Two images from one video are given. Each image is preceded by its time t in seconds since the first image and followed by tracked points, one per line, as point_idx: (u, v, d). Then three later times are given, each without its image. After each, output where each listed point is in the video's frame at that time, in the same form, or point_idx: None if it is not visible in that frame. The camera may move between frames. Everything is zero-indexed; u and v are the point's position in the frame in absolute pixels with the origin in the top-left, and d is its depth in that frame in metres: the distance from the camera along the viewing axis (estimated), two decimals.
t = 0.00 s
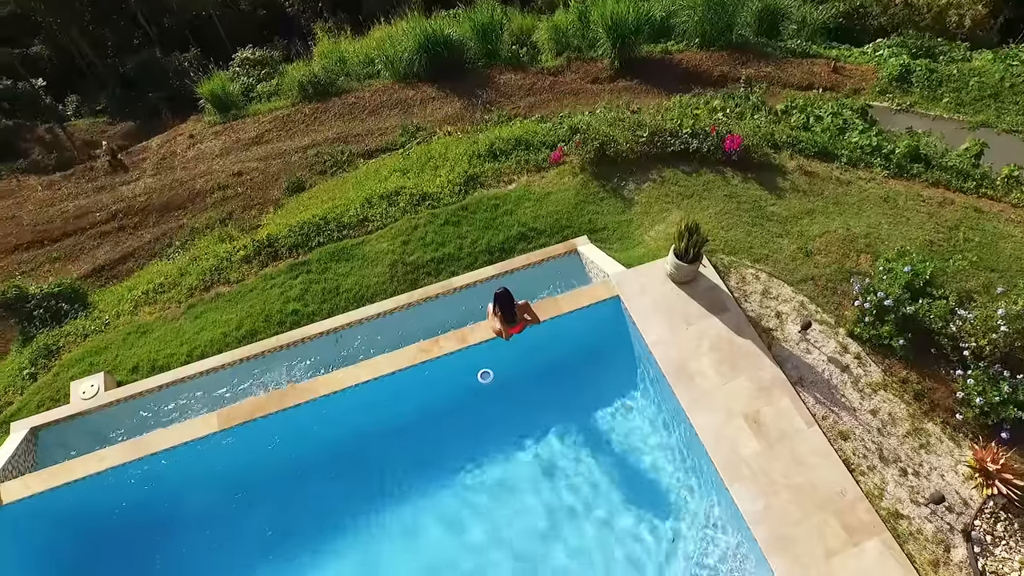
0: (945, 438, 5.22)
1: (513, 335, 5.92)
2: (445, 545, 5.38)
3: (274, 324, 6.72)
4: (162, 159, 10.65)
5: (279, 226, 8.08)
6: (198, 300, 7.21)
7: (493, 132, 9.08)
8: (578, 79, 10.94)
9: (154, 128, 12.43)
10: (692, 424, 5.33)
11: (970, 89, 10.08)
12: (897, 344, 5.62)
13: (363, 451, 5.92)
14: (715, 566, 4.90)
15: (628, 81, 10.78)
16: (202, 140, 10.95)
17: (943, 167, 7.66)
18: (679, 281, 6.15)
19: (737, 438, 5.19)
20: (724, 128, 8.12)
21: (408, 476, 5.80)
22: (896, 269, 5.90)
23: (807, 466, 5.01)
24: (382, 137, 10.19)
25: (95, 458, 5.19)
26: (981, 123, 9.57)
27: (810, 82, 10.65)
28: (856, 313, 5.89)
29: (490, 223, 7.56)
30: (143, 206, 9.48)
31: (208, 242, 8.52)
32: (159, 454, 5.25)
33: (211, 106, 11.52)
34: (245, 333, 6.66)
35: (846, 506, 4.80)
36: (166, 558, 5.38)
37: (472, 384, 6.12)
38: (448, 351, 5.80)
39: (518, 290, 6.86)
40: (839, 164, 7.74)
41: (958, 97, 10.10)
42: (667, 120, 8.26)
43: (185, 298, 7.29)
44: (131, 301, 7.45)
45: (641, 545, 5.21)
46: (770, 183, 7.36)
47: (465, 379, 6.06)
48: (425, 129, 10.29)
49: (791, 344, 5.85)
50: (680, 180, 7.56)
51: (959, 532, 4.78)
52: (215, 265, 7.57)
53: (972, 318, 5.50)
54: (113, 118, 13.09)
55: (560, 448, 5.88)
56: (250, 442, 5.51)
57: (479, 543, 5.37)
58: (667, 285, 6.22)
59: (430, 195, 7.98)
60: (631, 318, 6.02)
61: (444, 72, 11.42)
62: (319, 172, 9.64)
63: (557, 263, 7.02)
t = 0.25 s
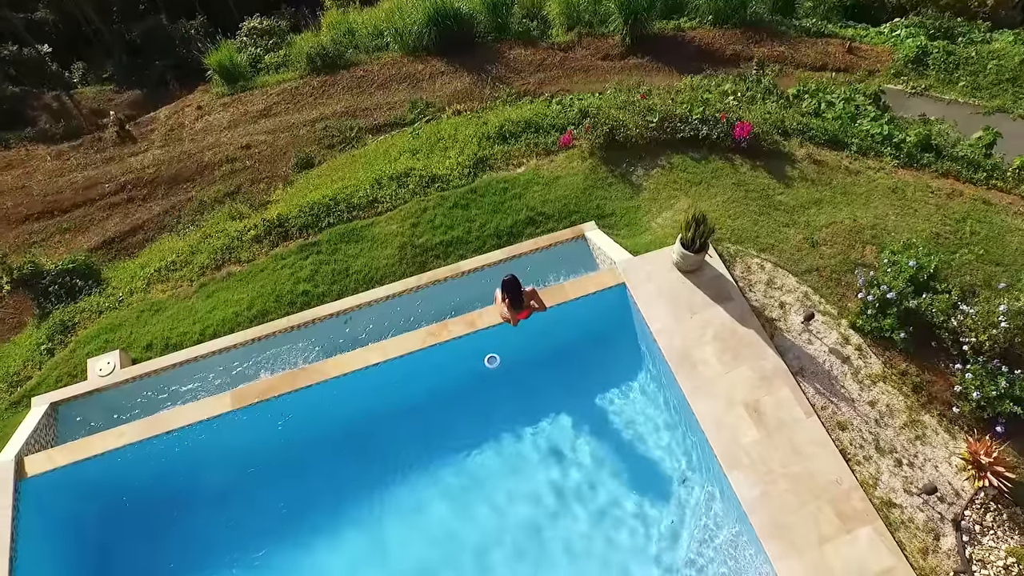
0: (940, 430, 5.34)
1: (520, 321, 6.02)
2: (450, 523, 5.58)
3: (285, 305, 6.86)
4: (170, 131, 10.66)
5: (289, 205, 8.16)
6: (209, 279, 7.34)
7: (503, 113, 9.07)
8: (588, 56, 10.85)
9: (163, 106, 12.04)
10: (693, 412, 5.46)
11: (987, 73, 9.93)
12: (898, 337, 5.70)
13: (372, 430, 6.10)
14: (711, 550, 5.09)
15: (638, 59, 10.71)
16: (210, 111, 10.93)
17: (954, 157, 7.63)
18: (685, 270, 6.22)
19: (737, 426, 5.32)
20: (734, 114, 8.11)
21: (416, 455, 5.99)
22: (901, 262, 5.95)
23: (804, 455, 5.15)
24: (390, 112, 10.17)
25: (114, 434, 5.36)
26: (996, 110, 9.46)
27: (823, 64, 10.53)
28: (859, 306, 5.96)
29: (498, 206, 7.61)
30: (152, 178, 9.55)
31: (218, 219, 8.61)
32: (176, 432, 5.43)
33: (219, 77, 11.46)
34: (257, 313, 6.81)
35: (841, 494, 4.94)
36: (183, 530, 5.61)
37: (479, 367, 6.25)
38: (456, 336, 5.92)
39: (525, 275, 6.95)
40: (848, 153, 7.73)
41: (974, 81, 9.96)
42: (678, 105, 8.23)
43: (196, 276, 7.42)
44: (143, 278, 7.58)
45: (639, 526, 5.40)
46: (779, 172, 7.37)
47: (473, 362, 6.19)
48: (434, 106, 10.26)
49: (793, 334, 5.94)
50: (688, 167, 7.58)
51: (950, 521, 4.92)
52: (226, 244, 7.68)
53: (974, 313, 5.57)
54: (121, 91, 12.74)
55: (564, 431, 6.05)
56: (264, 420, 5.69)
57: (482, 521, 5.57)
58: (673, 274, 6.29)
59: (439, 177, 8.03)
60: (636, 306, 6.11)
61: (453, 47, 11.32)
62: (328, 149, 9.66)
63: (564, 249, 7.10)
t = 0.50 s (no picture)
0: (935, 421, 5.47)
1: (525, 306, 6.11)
2: (454, 499, 5.79)
3: (294, 285, 6.99)
4: (177, 101, 10.49)
5: (298, 184, 8.21)
6: (219, 258, 7.44)
7: (511, 94, 9.03)
8: (598, 32, 10.73)
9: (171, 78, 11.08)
10: (693, 398, 5.58)
11: (1004, 55, 9.78)
12: (898, 328, 5.80)
13: (380, 408, 6.26)
14: (706, 532, 5.29)
15: (649, 35, 10.61)
16: (217, 83, 10.73)
17: (963, 146, 7.60)
18: (690, 257, 6.28)
19: (737, 413, 5.44)
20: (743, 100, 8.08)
21: (422, 433, 6.16)
22: (904, 254, 6.00)
23: (800, 442, 5.29)
24: (397, 86, 10.12)
25: (130, 411, 5.53)
26: (1009, 96, 9.37)
27: (836, 44, 10.39)
28: (860, 296, 6.04)
29: (505, 189, 7.66)
30: (159, 149, 9.53)
31: (227, 196, 8.65)
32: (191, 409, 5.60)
33: (225, 48, 11.14)
34: (267, 293, 6.94)
35: (835, 481, 5.09)
36: (198, 504, 5.82)
37: (485, 349, 6.38)
38: (463, 320, 6.04)
39: (532, 258, 7.03)
40: (857, 141, 7.71)
41: (990, 64, 9.82)
42: (687, 89, 8.20)
43: (207, 255, 7.53)
44: (154, 256, 7.69)
45: (637, 506, 5.59)
46: (786, 160, 7.38)
47: (479, 344, 6.32)
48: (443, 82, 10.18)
49: (794, 323, 6.04)
50: (696, 153, 7.59)
51: (939, 509, 5.08)
52: (235, 222, 7.76)
53: (974, 307, 5.65)
54: (126, 59, 11.68)
55: (567, 413, 6.20)
56: (275, 398, 5.85)
57: (485, 498, 5.77)
58: (677, 261, 6.36)
59: (447, 159, 8.06)
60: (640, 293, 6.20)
61: (462, 20, 11.16)
62: (336, 126, 9.66)
63: (571, 232, 7.15)
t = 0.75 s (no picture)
0: (930, 410, 5.60)
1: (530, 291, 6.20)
2: (459, 477, 5.97)
3: (302, 266, 7.09)
4: (182, 72, 10.34)
5: (306, 163, 8.25)
6: (229, 237, 7.54)
7: (520, 74, 8.99)
8: (608, 7, 10.57)
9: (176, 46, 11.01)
10: (694, 384, 5.70)
11: (1023, 37, 9.61)
12: (898, 319, 5.89)
13: (387, 387, 6.41)
14: (703, 513, 5.48)
15: (660, 12, 10.47)
16: (222, 54, 10.56)
17: (972, 135, 7.57)
18: (694, 245, 6.34)
19: (736, 400, 5.57)
20: (753, 85, 8.05)
21: (428, 412, 6.32)
22: (907, 245, 6.05)
23: (797, 430, 5.42)
24: (405, 61, 10.04)
25: (144, 388, 5.69)
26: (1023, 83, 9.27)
27: (850, 24, 10.24)
28: (862, 287, 6.11)
29: (512, 172, 7.69)
30: (165, 120, 9.52)
31: (234, 172, 8.68)
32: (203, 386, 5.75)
33: (230, 18, 10.92)
34: (276, 273, 7.05)
35: (829, 468, 5.24)
36: (210, 476, 6.00)
37: (491, 331, 6.50)
38: (469, 304, 6.14)
39: (538, 243, 7.10)
40: (866, 128, 7.69)
41: (1006, 48, 9.67)
42: (696, 73, 8.16)
43: (216, 233, 7.62)
44: (164, 234, 7.78)
45: (636, 487, 5.77)
46: (794, 147, 7.39)
47: (485, 326, 6.44)
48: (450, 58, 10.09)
49: (796, 312, 6.13)
50: (703, 139, 7.60)
51: (930, 496, 5.23)
52: (244, 201, 7.83)
53: (973, 300, 5.73)
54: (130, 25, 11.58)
55: (570, 394, 6.34)
56: (286, 376, 5.99)
57: (489, 476, 5.95)
58: (682, 248, 6.42)
59: (455, 140, 8.07)
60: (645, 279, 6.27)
61: None
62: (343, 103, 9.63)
63: (577, 217, 7.21)
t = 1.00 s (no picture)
0: (924, 401, 5.73)
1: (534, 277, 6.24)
2: (463, 455, 6.14)
3: (310, 247, 7.19)
4: (186, 42, 10.12)
5: (313, 142, 8.26)
6: (237, 216, 7.61)
7: (528, 54, 8.93)
8: None
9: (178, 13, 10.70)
10: (694, 371, 5.82)
11: None
12: (897, 311, 5.97)
13: (394, 367, 6.55)
14: (699, 495, 5.65)
15: None
16: (228, 23, 10.28)
17: (982, 123, 7.52)
18: (699, 233, 6.38)
19: (735, 387, 5.69)
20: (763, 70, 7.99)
21: (434, 392, 6.47)
22: (910, 237, 6.08)
23: (794, 418, 5.55)
24: (411, 35, 9.92)
25: (157, 367, 5.83)
26: None
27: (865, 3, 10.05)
28: (863, 278, 6.18)
29: (519, 155, 7.71)
30: (170, 91, 9.46)
31: (241, 149, 8.68)
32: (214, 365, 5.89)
33: None
34: (285, 254, 7.15)
35: (824, 455, 5.39)
36: (222, 451, 6.20)
37: (496, 314, 6.61)
38: (475, 288, 6.24)
39: (543, 227, 7.16)
40: (874, 116, 7.66)
41: None
42: (706, 57, 8.09)
43: (224, 212, 7.69)
44: (173, 212, 7.85)
45: (636, 468, 5.94)
46: (801, 135, 7.39)
47: (490, 310, 6.54)
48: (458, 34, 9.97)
49: (797, 302, 6.22)
50: (711, 124, 7.59)
51: (920, 484, 5.40)
52: (252, 180, 7.87)
53: (973, 294, 5.79)
54: None
55: (572, 377, 6.48)
56: (295, 356, 6.13)
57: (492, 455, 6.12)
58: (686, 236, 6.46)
59: (462, 122, 8.07)
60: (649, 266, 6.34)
61: None
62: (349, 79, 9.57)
63: (583, 201, 7.25)
